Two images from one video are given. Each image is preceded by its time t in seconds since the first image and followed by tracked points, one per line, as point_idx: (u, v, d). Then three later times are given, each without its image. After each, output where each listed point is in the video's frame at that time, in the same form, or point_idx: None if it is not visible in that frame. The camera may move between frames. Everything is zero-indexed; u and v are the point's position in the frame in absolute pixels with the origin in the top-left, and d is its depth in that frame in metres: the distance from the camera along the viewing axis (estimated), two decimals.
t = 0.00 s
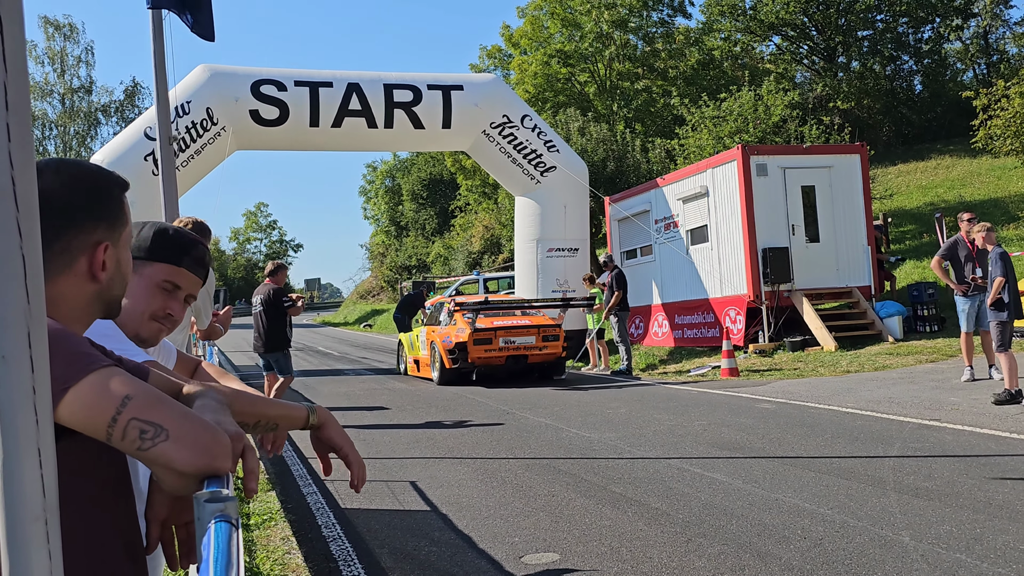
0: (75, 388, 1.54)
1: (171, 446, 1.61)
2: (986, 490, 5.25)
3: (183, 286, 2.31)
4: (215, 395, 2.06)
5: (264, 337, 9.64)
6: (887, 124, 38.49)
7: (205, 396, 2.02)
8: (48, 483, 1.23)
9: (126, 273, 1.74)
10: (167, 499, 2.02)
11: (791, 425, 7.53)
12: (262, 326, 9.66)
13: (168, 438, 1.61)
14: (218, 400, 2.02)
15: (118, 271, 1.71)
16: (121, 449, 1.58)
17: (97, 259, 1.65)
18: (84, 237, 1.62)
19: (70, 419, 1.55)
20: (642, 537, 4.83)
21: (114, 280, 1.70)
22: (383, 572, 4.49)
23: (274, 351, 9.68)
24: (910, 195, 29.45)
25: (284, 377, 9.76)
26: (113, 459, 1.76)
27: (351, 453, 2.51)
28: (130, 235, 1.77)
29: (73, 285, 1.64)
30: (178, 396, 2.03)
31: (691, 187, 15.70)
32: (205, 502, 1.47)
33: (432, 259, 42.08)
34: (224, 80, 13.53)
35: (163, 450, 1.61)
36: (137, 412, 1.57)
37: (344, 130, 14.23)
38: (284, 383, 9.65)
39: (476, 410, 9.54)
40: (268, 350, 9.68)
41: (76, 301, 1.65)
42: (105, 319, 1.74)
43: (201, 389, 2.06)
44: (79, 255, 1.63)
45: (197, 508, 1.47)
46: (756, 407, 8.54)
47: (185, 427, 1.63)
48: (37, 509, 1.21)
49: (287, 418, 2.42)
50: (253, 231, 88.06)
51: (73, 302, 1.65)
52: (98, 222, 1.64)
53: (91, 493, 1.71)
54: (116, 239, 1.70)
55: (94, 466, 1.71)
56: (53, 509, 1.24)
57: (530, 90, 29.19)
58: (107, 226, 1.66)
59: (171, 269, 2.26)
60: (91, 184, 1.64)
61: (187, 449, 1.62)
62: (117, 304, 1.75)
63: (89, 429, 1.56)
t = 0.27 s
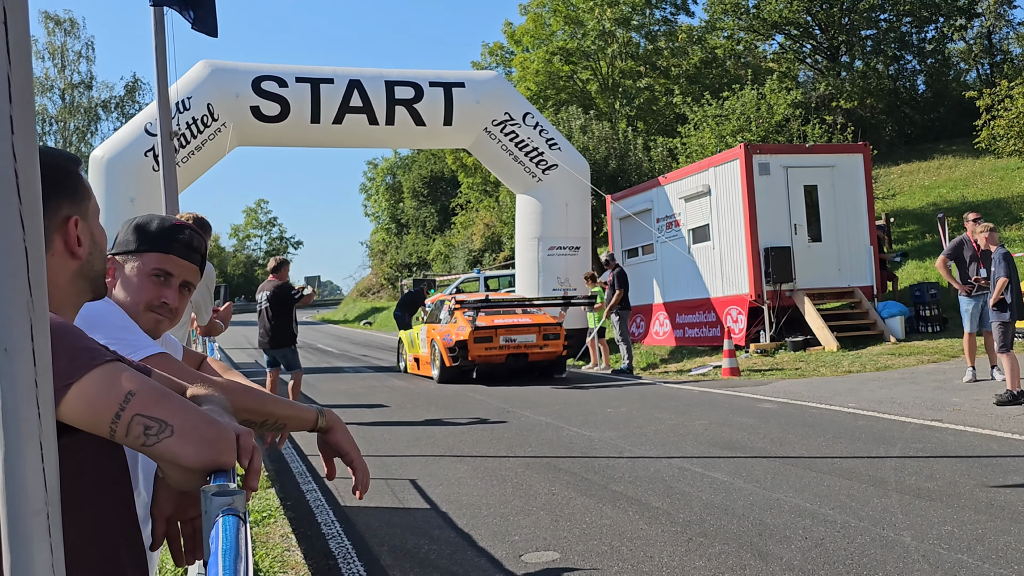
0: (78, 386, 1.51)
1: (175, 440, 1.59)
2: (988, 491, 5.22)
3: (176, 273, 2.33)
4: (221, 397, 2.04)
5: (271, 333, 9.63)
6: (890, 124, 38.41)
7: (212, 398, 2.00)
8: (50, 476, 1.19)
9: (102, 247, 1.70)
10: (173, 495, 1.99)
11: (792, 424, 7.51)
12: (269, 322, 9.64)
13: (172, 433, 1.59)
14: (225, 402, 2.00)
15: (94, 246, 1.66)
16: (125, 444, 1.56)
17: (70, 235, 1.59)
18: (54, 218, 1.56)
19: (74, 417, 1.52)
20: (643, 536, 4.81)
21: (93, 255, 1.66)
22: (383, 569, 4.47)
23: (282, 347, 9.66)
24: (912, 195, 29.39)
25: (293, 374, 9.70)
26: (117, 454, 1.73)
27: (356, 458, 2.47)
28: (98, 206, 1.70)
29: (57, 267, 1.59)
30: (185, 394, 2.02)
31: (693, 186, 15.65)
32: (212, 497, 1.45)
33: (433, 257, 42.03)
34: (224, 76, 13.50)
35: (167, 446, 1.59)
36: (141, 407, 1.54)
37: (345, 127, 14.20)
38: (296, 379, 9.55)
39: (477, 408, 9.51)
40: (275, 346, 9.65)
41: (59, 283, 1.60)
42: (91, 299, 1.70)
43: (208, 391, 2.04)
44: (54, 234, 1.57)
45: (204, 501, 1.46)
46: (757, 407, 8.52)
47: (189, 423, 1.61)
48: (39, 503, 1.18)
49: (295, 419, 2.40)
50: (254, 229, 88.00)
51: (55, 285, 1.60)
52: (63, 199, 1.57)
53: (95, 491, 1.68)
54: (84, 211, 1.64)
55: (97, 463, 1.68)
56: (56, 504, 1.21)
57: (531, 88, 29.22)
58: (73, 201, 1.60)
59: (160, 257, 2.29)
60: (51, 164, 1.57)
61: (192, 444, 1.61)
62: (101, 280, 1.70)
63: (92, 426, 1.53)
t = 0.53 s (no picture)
0: (76, 382, 1.51)
1: (174, 437, 1.59)
2: (987, 492, 5.23)
3: (169, 268, 2.32)
4: (220, 395, 2.05)
5: (280, 330, 9.63)
6: (891, 124, 38.37)
7: (212, 395, 2.00)
8: (46, 472, 1.18)
9: (97, 243, 1.70)
10: (172, 493, 2.01)
11: (791, 424, 7.50)
12: (277, 320, 9.65)
13: (172, 430, 1.58)
14: (225, 401, 2.01)
15: (88, 240, 1.66)
16: (124, 442, 1.55)
17: (63, 229, 1.59)
18: (46, 213, 1.55)
19: (72, 415, 1.52)
20: (641, 535, 4.81)
21: (87, 250, 1.66)
22: (381, 567, 4.47)
23: (291, 344, 9.66)
24: (912, 196, 29.36)
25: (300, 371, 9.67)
26: (115, 452, 1.73)
27: (355, 451, 2.45)
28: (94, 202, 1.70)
29: (51, 260, 1.60)
30: (185, 392, 2.02)
31: (693, 185, 15.64)
32: (211, 493, 1.44)
33: (432, 255, 42.01)
34: (225, 73, 13.51)
35: (166, 443, 1.58)
36: (140, 405, 1.54)
37: (345, 125, 14.19)
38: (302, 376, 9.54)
39: (476, 406, 9.51)
40: (284, 343, 9.65)
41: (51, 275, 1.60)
42: (87, 294, 1.70)
43: (208, 389, 2.05)
44: (46, 227, 1.57)
45: (202, 499, 1.45)
46: (756, 407, 8.51)
47: (188, 419, 1.61)
48: (34, 498, 1.16)
49: (294, 415, 2.39)
50: (254, 226, 87.96)
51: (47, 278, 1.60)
52: (55, 193, 1.56)
53: (94, 490, 1.67)
54: (79, 207, 1.64)
55: (94, 462, 1.67)
56: (51, 499, 1.20)
57: (532, 87, 29.26)
58: (67, 196, 1.59)
59: (152, 252, 2.28)
60: (48, 162, 1.57)
61: (191, 442, 1.60)
62: (96, 276, 1.70)
63: (91, 424, 1.53)
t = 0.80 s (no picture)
0: (76, 377, 1.51)
1: (173, 434, 1.59)
2: (985, 492, 5.23)
3: (154, 258, 2.54)
4: (220, 394, 2.05)
5: (291, 329, 9.65)
6: (891, 124, 38.35)
7: (211, 394, 2.01)
8: (42, 470, 1.18)
9: (121, 254, 1.70)
10: (172, 489, 2.04)
11: (790, 424, 7.50)
12: (287, 320, 9.67)
13: (170, 427, 1.58)
14: (223, 399, 2.01)
15: (111, 251, 1.66)
16: (123, 438, 1.55)
17: (89, 238, 1.60)
18: (73, 218, 1.57)
19: (72, 410, 1.52)
20: (639, 535, 4.81)
21: (109, 261, 1.65)
22: (380, 566, 4.47)
23: (302, 343, 9.69)
24: (913, 196, 29.35)
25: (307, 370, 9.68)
26: (113, 451, 1.73)
27: (353, 449, 2.43)
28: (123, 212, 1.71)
29: (68, 266, 1.59)
30: (184, 389, 2.03)
31: (693, 184, 15.64)
32: (208, 490, 1.45)
33: (432, 254, 41.99)
34: (225, 71, 13.51)
35: (165, 440, 1.58)
36: (140, 401, 1.54)
37: (346, 123, 14.19)
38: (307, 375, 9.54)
39: (475, 405, 9.51)
40: (295, 342, 9.67)
41: (66, 282, 1.60)
42: (102, 304, 1.70)
43: (207, 388, 2.05)
44: (72, 233, 1.57)
45: (200, 495, 1.45)
46: (755, 406, 8.51)
47: (187, 416, 1.61)
48: (30, 496, 1.16)
49: (290, 411, 2.40)
50: (254, 224, 87.99)
51: (62, 281, 1.60)
52: (88, 200, 1.59)
53: (92, 490, 1.67)
54: (109, 218, 1.65)
55: (91, 459, 1.67)
56: (47, 497, 1.19)
57: (532, 85, 29.28)
58: (97, 205, 1.61)
59: (137, 242, 2.49)
60: (78, 167, 1.59)
61: (189, 439, 1.60)
62: (115, 288, 1.70)
63: (91, 420, 1.53)
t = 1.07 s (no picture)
0: (81, 372, 1.52)
1: (175, 432, 1.58)
2: (983, 491, 5.23)
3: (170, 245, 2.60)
4: (224, 392, 2.05)
5: (294, 326, 9.64)
6: (890, 123, 38.35)
7: (214, 393, 2.00)
8: (39, 469, 1.18)
9: (147, 273, 1.75)
10: (171, 488, 2.03)
11: (788, 423, 7.51)
12: (289, 318, 9.67)
13: (174, 424, 1.58)
14: (226, 398, 2.01)
15: (138, 269, 1.71)
16: (126, 434, 1.55)
17: (122, 256, 1.66)
18: (113, 234, 1.64)
19: (76, 405, 1.53)
20: (638, 533, 4.81)
21: (134, 278, 1.71)
22: (378, 565, 4.47)
23: (304, 340, 9.70)
24: (911, 195, 29.36)
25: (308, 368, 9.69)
26: (115, 448, 1.72)
27: (353, 449, 2.42)
28: (157, 235, 1.78)
29: (93, 280, 1.65)
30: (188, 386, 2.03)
31: (692, 183, 15.66)
32: (210, 488, 1.44)
33: (431, 253, 41.96)
34: (224, 70, 13.50)
35: (167, 437, 1.58)
36: (144, 397, 1.54)
37: (344, 122, 14.18)
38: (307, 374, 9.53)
39: (473, 404, 9.50)
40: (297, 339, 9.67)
41: (92, 297, 1.66)
42: (119, 317, 1.73)
43: (211, 386, 2.05)
44: (106, 249, 1.64)
45: (201, 493, 1.44)
46: (753, 405, 8.52)
47: (191, 414, 1.60)
48: (28, 494, 1.16)
49: (291, 410, 2.40)
50: (253, 223, 87.94)
51: (88, 296, 1.66)
52: (129, 220, 1.66)
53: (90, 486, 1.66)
54: (144, 238, 1.71)
55: (90, 455, 1.66)
56: (44, 495, 1.19)
57: (531, 84, 29.28)
58: (137, 225, 1.68)
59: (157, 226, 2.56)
60: (119, 179, 1.67)
61: (191, 436, 1.59)
62: (132, 305, 1.74)
63: (95, 415, 1.53)
